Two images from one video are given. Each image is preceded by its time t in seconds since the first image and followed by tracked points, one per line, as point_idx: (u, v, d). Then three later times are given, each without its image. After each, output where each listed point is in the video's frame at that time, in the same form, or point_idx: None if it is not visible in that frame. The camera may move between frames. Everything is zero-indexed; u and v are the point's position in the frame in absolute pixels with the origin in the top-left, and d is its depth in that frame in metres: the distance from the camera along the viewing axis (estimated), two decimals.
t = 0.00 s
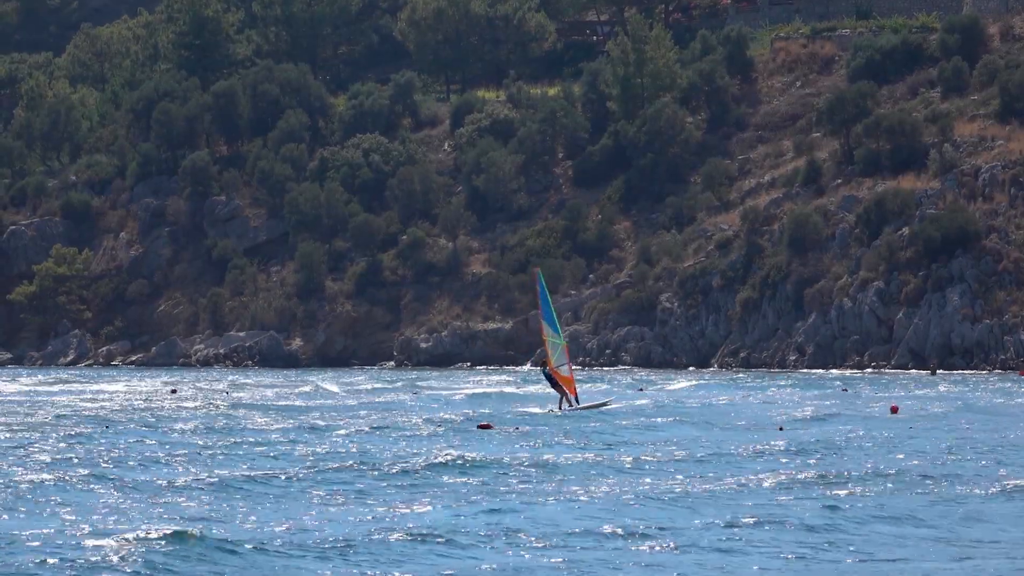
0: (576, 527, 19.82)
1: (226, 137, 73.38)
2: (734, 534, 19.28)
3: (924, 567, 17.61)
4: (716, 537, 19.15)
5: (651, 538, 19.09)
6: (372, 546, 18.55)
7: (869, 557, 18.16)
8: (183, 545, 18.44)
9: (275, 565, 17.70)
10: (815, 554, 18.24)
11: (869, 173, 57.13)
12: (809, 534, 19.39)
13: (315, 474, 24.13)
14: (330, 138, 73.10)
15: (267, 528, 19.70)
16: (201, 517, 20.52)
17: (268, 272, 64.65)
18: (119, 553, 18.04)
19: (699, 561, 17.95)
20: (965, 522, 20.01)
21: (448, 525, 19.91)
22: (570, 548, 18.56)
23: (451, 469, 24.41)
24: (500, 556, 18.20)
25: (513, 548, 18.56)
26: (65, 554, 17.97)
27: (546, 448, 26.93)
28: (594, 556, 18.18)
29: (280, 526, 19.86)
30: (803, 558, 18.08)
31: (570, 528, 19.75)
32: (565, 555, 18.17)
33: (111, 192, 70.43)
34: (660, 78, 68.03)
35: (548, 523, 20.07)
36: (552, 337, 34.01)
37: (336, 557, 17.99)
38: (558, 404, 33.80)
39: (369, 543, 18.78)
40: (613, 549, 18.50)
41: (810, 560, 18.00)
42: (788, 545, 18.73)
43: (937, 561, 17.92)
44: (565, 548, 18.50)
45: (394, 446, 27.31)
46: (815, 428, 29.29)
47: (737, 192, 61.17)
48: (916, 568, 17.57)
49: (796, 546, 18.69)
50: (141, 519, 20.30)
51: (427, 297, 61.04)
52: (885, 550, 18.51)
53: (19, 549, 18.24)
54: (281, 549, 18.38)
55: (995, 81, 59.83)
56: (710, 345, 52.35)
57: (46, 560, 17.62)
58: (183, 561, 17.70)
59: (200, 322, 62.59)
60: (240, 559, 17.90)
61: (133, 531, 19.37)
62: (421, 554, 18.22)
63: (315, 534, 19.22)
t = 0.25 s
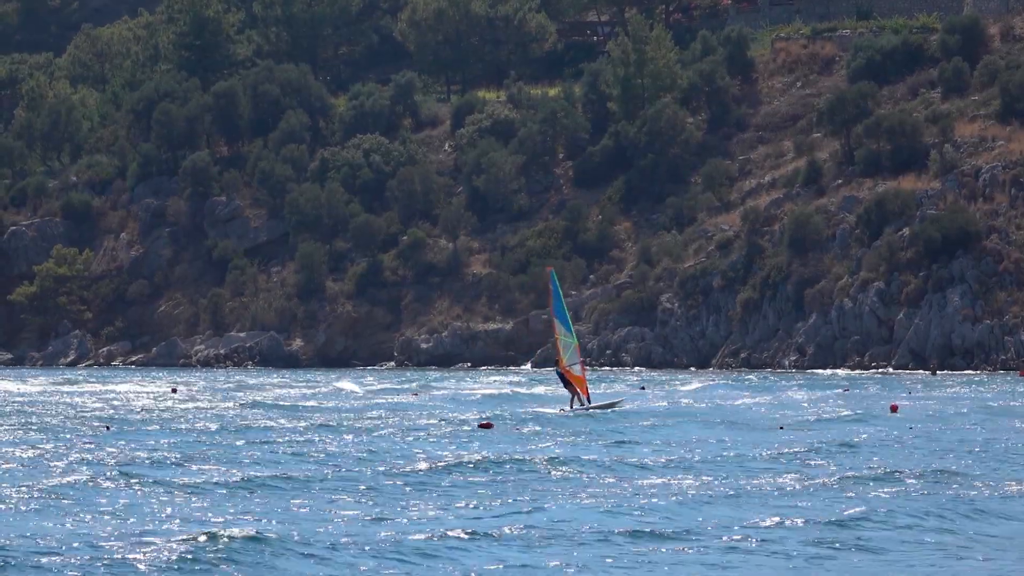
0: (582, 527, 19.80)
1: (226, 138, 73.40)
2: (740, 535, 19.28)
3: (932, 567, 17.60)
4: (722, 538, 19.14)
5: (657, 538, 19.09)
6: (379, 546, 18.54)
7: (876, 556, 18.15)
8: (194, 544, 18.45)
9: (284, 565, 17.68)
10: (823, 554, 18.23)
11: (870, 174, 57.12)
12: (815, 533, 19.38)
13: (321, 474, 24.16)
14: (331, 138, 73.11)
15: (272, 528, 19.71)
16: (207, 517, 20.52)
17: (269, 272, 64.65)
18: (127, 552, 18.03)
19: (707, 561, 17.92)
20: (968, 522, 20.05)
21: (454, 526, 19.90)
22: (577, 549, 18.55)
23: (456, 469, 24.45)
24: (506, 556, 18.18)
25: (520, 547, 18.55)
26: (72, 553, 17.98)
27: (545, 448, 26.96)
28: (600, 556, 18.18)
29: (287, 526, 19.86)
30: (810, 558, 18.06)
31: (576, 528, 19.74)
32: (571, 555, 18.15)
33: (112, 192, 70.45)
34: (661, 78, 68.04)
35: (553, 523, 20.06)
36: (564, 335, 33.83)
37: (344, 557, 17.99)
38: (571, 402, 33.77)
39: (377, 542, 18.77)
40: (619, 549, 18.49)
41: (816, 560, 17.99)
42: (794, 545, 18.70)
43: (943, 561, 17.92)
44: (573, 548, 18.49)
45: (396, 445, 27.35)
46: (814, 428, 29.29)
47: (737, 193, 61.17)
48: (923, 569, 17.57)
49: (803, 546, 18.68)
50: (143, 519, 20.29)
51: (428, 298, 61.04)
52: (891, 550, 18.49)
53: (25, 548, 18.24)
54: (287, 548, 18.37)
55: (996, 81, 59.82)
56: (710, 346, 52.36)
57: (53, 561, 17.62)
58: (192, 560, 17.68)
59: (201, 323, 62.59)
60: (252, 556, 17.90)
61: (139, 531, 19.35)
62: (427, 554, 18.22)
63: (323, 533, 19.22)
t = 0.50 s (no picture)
0: (584, 527, 19.80)
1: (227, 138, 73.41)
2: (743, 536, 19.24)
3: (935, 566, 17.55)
4: (725, 538, 19.12)
5: (660, 538, 19.08)
6: (381, 547, 18.53)
7: (880, 555, 18.10)
8: (189, 548, 18.39)
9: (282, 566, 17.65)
10: (824, 554, 18.19)
11: (870, 174, 57.10)
12: (819, 533, 19.34)
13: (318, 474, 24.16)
14: (331, 139, 73.10)
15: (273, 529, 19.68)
16: (205, 518, 20.53)
17: (269, 273, 64.64)
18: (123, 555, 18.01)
19: (711, 562, 17.89)
20: (969, 521, 20.01)
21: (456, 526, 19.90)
22: (579, 549, 18.53)
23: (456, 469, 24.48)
24: (510, 557, 18.17)
25: (523, 549, 18.52)
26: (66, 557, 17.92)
27: (544, 448, 26.98)
28: (603, 556, 18.15)
29: (289, 527, 19.85)
30: (811, 558, 18.01)
31: (578, 528, 19.73)
32: (574, 556, 18.13)
33: (112, 192, 70.50)
34: (661, 78, 68.02)
35: (556, 523, 20.04)
36: (579, 336, 33.50)
37: (342, 559, 17.96)
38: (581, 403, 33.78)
39: (376, 544, 18.75)
40: (622, 549, 18.46)
41: (820, 559, 17.95)
42: (796, 544, 18.67)
43: (948, 560, 17.88)
44: (575, 549, 18.46)
45: (395, 445, 27.39)
46: (812, 428, 29.31)
47: (738, 193, 61.17)
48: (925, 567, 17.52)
49: (806, 546, 18.64)
50: (144, 520, 20.29)
51: (428, 298, 61.02)
52: (894, 548, 18.45)
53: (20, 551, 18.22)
54: (287, 549, 18.34)
55: (996, 81, 59.82)
56: (711, 346, 52.38)
57: (50, 564, 17.57)
58: (187, 563, 17.63)
59: (201, 323, 62.59)
60: (247, 559, 17.85)
61: (136, 533, 19.34)
62: (429, 556, 18.21)
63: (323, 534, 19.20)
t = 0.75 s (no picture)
0: (586, 527, 19.76)
1: (227, 139, 73.42)
2: (746, 535, 19.21)
3: (938, 565, 17.53)
4: (727, 537, 19.09)
5: (662, 537, 19.06)
6: (383, 546, 18.49)
7: (884, 554, 18.08)
8: (191, 549, 18.37)
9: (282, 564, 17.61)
10: (828, 554, 18.14)
11: (871, 174, 57.08)
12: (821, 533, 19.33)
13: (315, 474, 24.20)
14: (331, 140, 73.10)
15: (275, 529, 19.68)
16: (205, 518, 20.52)
17: (269, 274, 64.63)
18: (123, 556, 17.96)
19: (715, 561, 17.86)
20: (971, 520, 19.99)
21: (457, 526, 19.90)
22: (582, 549, 18.51)
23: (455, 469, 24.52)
24: (511, 557, 18.15)
25: (524, 549, 18.49)
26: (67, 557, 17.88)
27: (545, 448, 27.01)
28: (604, 555, 18.13)
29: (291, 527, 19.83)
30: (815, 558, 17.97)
31: (580, 528, 19.71)
32: (576, 556, 18.11)
33: (113, 193, 70.51)
34: (662, 79, 68.02)
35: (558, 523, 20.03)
36: (594, 335, 32.61)
37: (344, 558, 17.92)
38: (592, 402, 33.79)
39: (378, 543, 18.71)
40: (625, 549, 18.44)
41: (824, 559, 17.91)
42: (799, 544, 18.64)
43: (952, 559, 17.85)
44: (579, 549, 18.43)
45: (397, 445, 27.46)
46: (813, 428, 29.32)
47: (738, 194, 61.18)
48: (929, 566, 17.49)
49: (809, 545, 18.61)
50: (145, 519, 20.29)
51: (428, 299, 61.02)
52: (897, 547, 18.43)
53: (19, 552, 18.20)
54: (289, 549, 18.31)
55: (997, 82, 59.82)
56: (711, 346, 52.38)
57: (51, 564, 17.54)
58: (189, 563, 17.60)
59: (201, 324, 62.59)
60: (248, 558, 17.81)
61: (136, 534, 19.32)
62: (431, 554, 18.19)
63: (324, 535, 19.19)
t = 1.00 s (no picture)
0: (592, 528, 19.72)
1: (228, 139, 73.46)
2: (756, 535, 19.18)
3: (946, 566, 17.49)
4: (731, 535, 19.12)
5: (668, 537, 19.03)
6: (386, 545, 18.45)
7: (893, 555, 18.04)
8: (194, 549, 18.33)
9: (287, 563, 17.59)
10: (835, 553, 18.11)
11: (871, 175, 57.06)
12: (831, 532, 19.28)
13: (315, 473, 24.23)
14: (332, 140, 73.10)
15: (279, 529, 19.62)
16: (208, 517, 20.51)
17: (269, 274, 64.64)
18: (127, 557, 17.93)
19: (720, 562, 17.80)
20: (975, 520, 20.00)
21: (461, 526, 19.85)
22: (586, 549, 18.46)
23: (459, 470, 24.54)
24: (512, 556, 18.13)
25: (529, 548, 18.47)
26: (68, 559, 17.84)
27: (546, 448, 27.01)
28: (606, 555, 18.13)
29: (296, 527, 19.79)
30: (824, 558, 17.94)
31: (584, 528, 19.67)
32: (582, 556, 18.09)
33: (113, 194, 70.53)
34: (662, 79, 68.02)
35: (564, 524, 19.99)
36: (609, 335, 33.07)
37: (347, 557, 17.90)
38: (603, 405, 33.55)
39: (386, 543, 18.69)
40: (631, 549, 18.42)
41: (831, 560, 17.87)
42: (806, 544, 18.60)
43: (960, 560, 17.82)
44: (585, 549, 18.41)
45: (399, 445, 27.47)
46: (812, 428, 29.33)
47: (739, 194, 61.18)
48: (938, 567, 17.43)
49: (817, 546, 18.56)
50: (148, 519, 20.29)
51: (429, 299, 61.02)
52: (903, 548, 18.38)
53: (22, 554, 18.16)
54: (294, 550, 18.29)
55: (997, 82, 59.80)
56: (712, 347, 52.39)
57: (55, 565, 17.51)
58: (194, 563, 17.56)
59: (202, 324, 62.59)
60: (251, 559, 17.78)
61: (138, 535, 19.27)
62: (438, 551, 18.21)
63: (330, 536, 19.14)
